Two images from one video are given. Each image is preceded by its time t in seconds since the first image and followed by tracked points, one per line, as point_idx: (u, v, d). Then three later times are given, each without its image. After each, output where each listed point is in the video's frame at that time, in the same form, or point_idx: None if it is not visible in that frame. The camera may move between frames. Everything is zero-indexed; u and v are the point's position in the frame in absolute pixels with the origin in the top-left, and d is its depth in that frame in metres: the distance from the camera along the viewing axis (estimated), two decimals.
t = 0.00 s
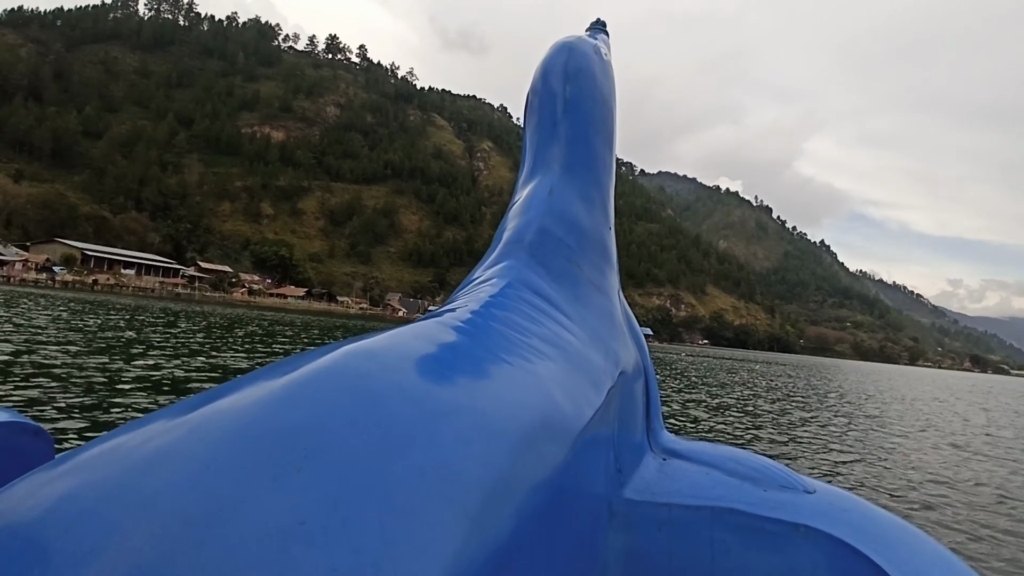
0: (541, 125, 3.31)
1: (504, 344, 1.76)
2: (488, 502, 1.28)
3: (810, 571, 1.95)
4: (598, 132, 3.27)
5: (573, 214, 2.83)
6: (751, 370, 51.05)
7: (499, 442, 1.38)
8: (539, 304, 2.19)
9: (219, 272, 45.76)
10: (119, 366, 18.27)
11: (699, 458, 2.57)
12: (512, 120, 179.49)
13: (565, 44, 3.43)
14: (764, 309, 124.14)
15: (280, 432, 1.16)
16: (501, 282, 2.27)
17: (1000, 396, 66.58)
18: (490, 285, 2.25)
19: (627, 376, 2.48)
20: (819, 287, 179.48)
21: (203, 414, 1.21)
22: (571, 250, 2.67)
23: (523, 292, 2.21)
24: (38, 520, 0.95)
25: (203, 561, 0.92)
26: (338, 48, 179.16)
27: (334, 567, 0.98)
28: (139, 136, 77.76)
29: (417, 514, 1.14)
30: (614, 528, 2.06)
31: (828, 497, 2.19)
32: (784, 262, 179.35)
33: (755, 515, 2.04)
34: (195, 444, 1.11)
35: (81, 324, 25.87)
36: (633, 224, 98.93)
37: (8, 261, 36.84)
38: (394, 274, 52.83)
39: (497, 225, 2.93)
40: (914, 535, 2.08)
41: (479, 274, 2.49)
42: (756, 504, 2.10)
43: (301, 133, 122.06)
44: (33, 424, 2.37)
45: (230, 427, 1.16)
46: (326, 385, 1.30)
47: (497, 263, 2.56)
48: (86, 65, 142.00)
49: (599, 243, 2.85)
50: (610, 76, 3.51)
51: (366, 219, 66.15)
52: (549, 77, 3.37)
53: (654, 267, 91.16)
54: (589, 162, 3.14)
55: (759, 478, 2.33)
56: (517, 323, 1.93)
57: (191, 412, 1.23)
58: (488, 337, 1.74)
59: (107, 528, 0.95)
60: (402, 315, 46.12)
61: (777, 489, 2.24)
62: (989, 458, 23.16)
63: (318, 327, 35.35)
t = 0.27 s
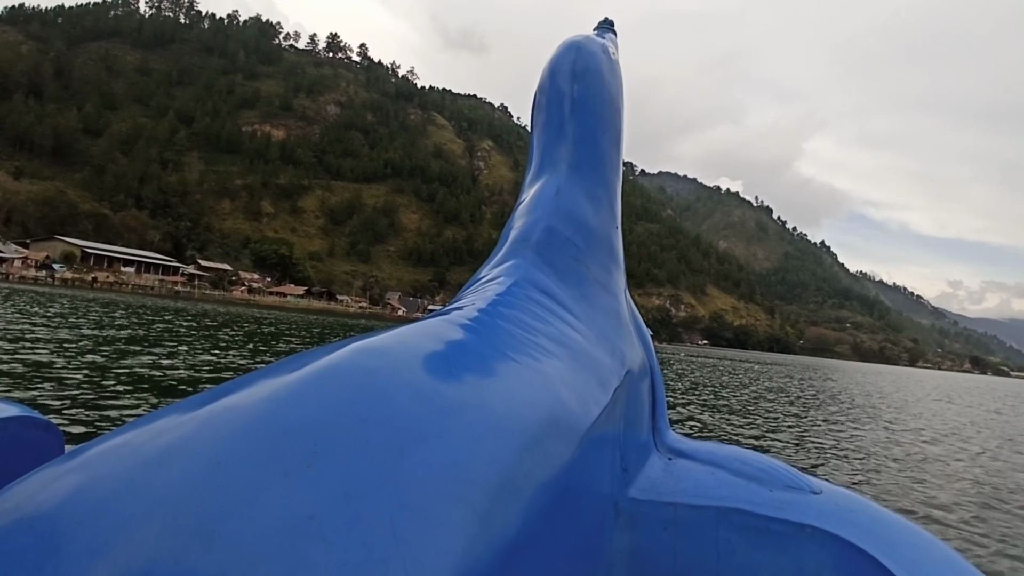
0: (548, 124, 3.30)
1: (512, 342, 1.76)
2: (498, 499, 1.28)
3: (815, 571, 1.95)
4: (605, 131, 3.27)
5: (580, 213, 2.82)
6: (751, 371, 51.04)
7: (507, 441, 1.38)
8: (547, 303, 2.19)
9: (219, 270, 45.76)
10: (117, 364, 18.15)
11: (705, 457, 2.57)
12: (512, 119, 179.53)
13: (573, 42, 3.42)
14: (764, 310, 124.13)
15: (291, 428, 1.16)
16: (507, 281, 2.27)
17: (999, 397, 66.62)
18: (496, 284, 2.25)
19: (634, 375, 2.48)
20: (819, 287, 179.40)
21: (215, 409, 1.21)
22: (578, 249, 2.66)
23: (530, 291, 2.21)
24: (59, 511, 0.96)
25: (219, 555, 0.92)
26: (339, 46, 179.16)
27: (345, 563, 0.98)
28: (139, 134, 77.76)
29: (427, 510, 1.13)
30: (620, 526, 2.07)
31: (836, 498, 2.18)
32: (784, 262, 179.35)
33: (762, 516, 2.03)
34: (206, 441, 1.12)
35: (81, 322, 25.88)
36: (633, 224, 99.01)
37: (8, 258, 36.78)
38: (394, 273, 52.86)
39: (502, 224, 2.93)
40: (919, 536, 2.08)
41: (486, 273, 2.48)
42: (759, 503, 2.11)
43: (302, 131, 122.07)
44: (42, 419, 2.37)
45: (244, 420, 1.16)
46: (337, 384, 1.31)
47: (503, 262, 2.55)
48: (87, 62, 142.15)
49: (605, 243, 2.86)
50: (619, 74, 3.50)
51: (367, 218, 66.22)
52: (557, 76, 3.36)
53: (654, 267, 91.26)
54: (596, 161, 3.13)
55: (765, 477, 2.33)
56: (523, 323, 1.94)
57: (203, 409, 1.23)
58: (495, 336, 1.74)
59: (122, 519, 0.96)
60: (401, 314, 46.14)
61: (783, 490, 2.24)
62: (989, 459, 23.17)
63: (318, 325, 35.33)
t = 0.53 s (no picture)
0: (543, 128, 3.30)
1: (504, 348, 1.75)
2: (489, 506, 1.27)
3: (809, 574, 1.95)
4: (601, 135, 3.27)
5: (575, 217, 2.82)
6: (748, 371, 51.09)
7: (496, 447, 1.38)
8: (540, 309, 2.19)
9: (215, 270, 45.65)
10: (109, 365, 18.02)
11: (699, 462, 2.57)
12: (510, 119, 179.54)
13: (569, 47, 3.41)
14: (761, 310, 124.08)
15: (280, 437, 1.15)
16: (502, 286, 2.27)
17: (995, 399, 66.69)
18: (490, 289, 2.24)
19: (628, 380, 2.47)
20: (815, 288, 179.43)
21: (205, 417, 1.21)
22: (572, 254, 2.65)
23: (524, 295, 2.21)
24: (51, 522, 0.95)
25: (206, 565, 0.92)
26: (336, 46, 179.19)
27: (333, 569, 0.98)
28: (135, 133, 77.62)
29: (416, 517, 1.13)
30: (614, 530, 2.06)
31: (829, 504, 2.18)
32: (780, 263, 179.34)
33: (755, 521, 2.03)
34: (196, 448, 1.11)
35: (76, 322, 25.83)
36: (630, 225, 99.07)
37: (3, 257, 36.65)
38: (391, 273, 52.83)
39: (497, 229, 2.92)
40: (913, 542, 2.08)
41: (481, 278, 2.48)
42: (752, 509, 2.11)
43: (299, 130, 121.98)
44: (35, 424, 2.35)
45: (232, 428, 1.16)
46: (329, 389, 1.30)
47: (497, 266, 2.55)
48: (84, 61, 142.02)
49: (600, 247, 2.85)
50: (614, 78, 3.50)
51: (364, 218, 66.14)
52: (553, 80, 3.35)
53: (651, 267, 91.31)
54: (591, 166, 3.14)
55: (757, 482, 2.33)
56: (517, 327, 1.93)
57: (194, 415, 1.23)
58: (488, 342, 1.73)
59: (106, 533, 0.95)
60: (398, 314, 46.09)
61: (776, 494, 2.24)
62: (986, 460, 23.17)
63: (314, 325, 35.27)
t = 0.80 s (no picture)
0: (535, 126, 3.30)
1: (496, 346, 1.75)
2: (480, 502, 1.27)
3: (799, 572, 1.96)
4: (593, 134, 3.27)
5: (567, 215, 2.82)
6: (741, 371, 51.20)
7: (485, 446, 1.37)
8: (532, 306, 2.18)
9: (208, 270, 45.45)
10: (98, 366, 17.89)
11: (689, 460, 2.57)
12: (504, 119, 179.49)
13: (560, 46, 3.41)
14: (754, 310, 124.24)
15: (267, 433, 1.15)
16: (493, 284, 2.26)
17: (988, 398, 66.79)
18: (481, 287, 2.24)
19: (618, 378, 2.47)
20: (809, 288, 179.54)
21: (190, 416, 1.19)
22: (563, 252, 2.66)
23: (515, 294, 2.21)
24: (39, 521, 0.95)
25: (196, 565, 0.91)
26: (330, 45, 179.15)
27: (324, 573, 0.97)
28: (128, 132, 77.37)
29: (407, 517, 1.13)
30: (605, 531, 2.06)
31: (819, 500, 2.20)
32: (774, 263, 179.45)
33: (747, 519, 2.04)
34: (183, 447, 1.10)
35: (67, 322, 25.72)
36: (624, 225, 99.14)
37: None
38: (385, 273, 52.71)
39: (489, 226, 2.92)
40: (903, 538, 2.09)
41: (472, 276, 2.48)
42: (744, 506, 2.11)
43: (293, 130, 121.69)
44: (20, 425, 2.34)
45: (220, 427, 1.15)
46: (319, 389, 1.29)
47: (489, 264, 2.54)
48: (76, 60, 141.55)
49: (592, 246, 2.85)
50: (605, 77, 3.50)
51: (357, 218, 65.97)
52: (544, 80, 3.35)
53: (645, 267, 91.38)
54: (582, 165, 3.14)
55: (747, 481, 2.34)
56: (507, 325, 1.93)
57: (182, 412, 1.22)
58: (478, 341, 1.73)
59: (93, 530, 0.94)
60: (392, 314, 45.98)
61: (768, 492, 2.25)
62: (978, 460, 23.23)
63: (307, 325, 35.21)
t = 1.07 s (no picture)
0: (531, 119, 3.29)
1: (491, 340, 1.75)
2: (473, 496, 1.27)
3: (795, 567, 1.95)
4: (588, 128, 3.26)
5: (562, 209, 2.83)
6: (738, 369, 51.27)
7: (480, 438, 1.37)
8: (527, 300, 2.18)
9: (204, 268, 45.31)
10: (91, 364, 17.76)
11: (685, 453, 2.58)
12: (501, 117, 179.53)
13: (556, 39, 3.40)
14: (751, 309, 124.44)
15: (261, 425, 1.15)
16: (489, 278, 2.26)
17: (984, 396, 66.83)
18: (478, 281, 2.23)
19: (614, 372, 2.47)
20: (805, 286, 179.47)
21: (182, 410, 1.19)
22: (559, 246, 2.65)
23: (511, 288, 2.21)
24: (33, 511, 0.95)
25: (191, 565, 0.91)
26: (327, 42, 179.17)
27: (315, 572, 0.96)
28: (123, 130, 77.21)
29: (401, 512, 1.13)
30: (602, 523, 2.07)
31: (814, 492, 2.21)
32: (770, 261, 179.34)
33: (744, 512, 2.04)
34: (174, 439, 1.10)
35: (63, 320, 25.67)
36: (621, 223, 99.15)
37: None
38: (382, 271, 52.71)
39: (486, 219, 2.92)
40: (900, 532, 2.10)
41: (468, 269, 2.48)
42: (741, 498, 2.12)
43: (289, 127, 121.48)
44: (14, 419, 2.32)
45: (213, 420, 1.15)
46: (313, 384, 1.28)
47: (485, 258, 2.54)
48: (72, 57, 141.33)
49: (588, 239, 2.85)
50: (602, 70, 3.50)
51: (354, 216, 65.91)
52: (540, 72, 3.34)
53: (642, 265, 91.44)
54: (579, 158, 3.13)
55: (744, 473, 2.34)
56: (503, 317, 1.93)
57: (175, 407, 1.22)
58: (474, 334, 1.73)
59: (83, 524, 0.93)
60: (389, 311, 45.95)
61: (762, 485, 2.26)
62: (974, 457, 23.28)
63: (303, 322, 35.16)
